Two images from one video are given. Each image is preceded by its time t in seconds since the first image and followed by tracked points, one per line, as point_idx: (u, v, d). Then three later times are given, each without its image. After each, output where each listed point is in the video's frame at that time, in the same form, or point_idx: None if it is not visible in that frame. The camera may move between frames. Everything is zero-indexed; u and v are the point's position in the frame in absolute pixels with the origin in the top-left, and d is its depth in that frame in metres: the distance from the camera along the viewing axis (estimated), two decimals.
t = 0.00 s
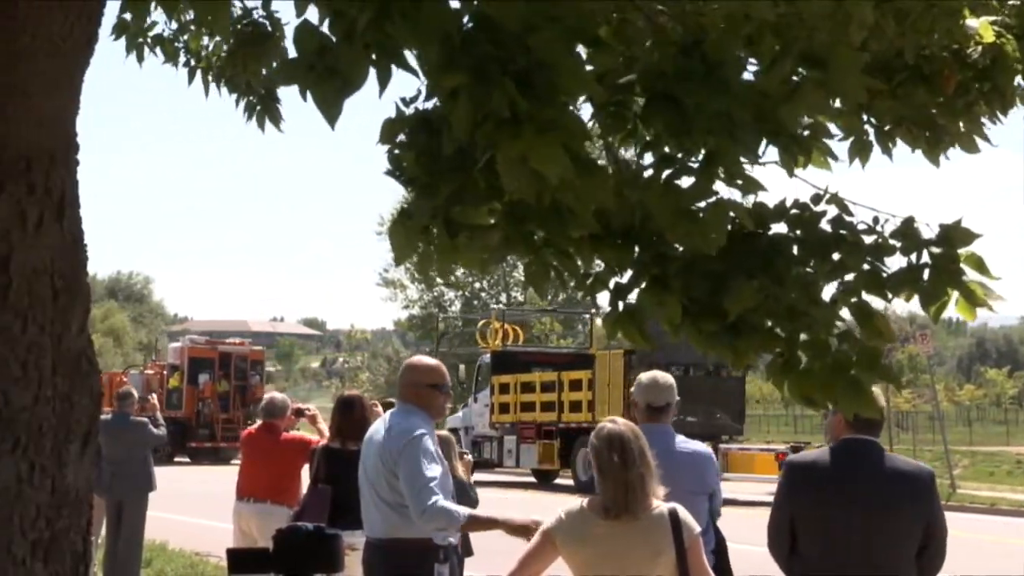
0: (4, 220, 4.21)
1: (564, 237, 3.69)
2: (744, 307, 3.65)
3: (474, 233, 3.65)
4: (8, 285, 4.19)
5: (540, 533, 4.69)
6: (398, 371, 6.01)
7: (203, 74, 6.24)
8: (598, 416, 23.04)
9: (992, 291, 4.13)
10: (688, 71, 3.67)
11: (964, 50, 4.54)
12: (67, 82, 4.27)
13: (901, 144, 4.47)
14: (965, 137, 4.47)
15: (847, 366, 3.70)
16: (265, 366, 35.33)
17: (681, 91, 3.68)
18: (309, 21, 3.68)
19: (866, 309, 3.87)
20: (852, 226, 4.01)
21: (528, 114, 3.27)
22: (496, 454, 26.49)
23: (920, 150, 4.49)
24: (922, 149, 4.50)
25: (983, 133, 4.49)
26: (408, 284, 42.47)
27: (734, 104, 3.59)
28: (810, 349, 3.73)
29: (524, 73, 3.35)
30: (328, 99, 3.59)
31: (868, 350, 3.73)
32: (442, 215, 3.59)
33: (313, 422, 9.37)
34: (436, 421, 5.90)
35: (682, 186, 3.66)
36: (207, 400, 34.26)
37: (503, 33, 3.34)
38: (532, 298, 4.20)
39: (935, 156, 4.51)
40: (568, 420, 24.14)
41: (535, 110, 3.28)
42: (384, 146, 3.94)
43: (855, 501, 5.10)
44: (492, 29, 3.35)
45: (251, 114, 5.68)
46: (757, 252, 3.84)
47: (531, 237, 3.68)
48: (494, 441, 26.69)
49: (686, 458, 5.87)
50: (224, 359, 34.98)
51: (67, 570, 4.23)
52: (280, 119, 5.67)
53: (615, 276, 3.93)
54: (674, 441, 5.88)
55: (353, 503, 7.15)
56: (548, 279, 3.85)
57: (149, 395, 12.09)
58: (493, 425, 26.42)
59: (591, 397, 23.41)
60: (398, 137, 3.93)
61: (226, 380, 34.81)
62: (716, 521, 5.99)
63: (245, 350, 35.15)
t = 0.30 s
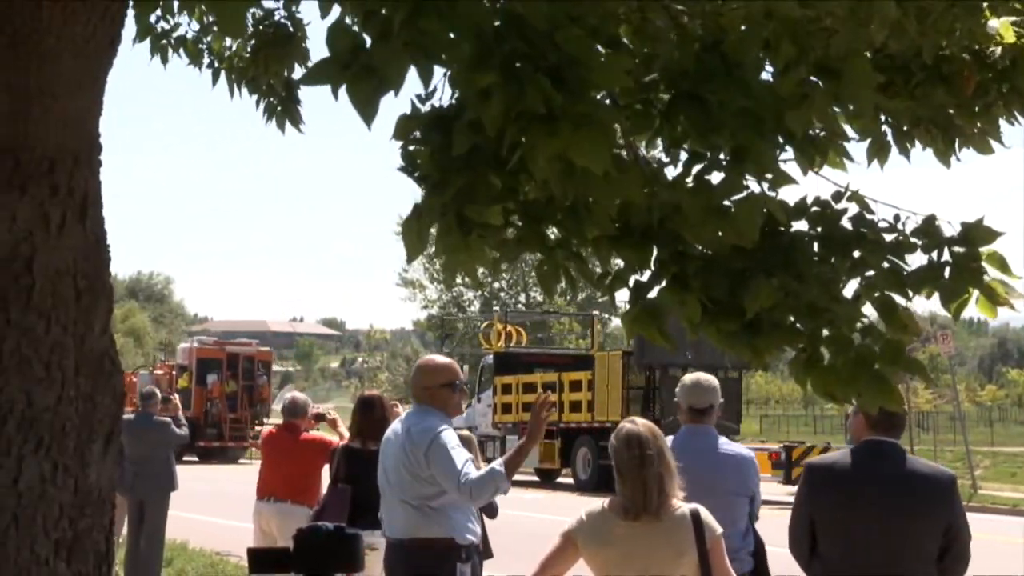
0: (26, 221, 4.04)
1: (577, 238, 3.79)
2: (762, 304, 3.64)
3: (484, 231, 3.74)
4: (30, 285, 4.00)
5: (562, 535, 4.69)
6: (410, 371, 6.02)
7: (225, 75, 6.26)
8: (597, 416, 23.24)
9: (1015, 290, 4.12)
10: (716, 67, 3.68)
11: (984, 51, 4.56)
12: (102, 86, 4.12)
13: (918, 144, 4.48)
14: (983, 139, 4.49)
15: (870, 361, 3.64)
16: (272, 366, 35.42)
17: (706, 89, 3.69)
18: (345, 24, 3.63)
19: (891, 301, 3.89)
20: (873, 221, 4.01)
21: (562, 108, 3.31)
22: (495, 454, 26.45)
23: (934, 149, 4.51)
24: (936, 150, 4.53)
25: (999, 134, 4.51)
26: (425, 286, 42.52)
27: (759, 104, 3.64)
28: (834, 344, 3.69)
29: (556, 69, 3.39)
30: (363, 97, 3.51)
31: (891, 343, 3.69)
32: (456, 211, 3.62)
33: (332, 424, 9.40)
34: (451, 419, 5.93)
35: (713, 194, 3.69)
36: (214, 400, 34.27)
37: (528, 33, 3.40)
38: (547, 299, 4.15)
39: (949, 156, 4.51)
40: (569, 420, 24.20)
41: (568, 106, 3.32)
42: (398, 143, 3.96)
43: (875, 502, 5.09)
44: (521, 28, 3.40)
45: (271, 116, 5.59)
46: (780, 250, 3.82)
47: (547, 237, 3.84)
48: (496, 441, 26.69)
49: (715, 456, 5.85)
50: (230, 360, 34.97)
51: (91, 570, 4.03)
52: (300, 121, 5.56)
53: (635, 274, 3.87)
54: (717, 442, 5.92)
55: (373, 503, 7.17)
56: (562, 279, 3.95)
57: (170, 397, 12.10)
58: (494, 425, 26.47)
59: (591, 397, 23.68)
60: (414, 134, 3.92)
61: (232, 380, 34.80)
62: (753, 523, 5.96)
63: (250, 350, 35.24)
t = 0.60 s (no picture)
0: (45, 223, 4.03)
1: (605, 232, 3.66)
2: (781, 307, 3.56)
3: (502, 230, 3.83)
4: (50, 286, 4.00)
5: (580, 535, 4.69)
6: (426, 371, 6.02)
7: (238, 76, 6.27)
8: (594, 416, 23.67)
9: None
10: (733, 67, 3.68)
11: (1002, 51, 4.55)
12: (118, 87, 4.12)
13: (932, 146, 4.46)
14: (1003, 141, 4.46)
15: (889, 365, 3.70)
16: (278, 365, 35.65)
17: (723, 89, 3.70)
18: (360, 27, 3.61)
19: (904, 311, 3.84)
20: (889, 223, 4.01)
21: (576, 108, 3.31)
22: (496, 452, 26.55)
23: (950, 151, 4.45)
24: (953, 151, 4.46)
25: (1018, 133, 4.47)
26: (442, 287, 42.59)
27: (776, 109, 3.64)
28: (851, 348, 3.72)
29: (572, 71, 3.38)
30: (372, 97, 3.49)
31: (910, 348, 3.74)
32: (467, 213, 3.73)
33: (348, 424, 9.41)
34: (469, 417, 5.95)
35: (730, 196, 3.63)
36: (219, 400, 34.26)
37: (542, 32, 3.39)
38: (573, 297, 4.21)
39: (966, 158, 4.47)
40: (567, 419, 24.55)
41: (582, 105, 3.31)
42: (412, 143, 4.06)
43: (892, 503, 5.07)
44: (536, 28, 3.40)
45: (287, 116, 5.67)
46: (800, 253, 3.80)
47: (573, 238, 3.73)
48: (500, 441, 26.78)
49: (752, 452, 5.83)
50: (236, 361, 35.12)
51: (111, 568, 4.03)
52: (316, 121, 5.65)
53: (656, 276, 3.88)
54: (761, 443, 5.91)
55: (390, 503, 7.18)
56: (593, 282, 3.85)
57: (189, 398, 12.14)
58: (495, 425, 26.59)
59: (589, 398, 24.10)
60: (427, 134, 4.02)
61: (239, 380, 35.01)
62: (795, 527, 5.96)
63: (257, 351, 35.46)
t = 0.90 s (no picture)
0: (66, 222, 3.53)
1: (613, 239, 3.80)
2: (791, 310, 3.61)
3: (519, 232, 3.83)
4: (70, 284, 3.51)
5: (597, 534, 4.68)
6: (446, 370, 6.03)
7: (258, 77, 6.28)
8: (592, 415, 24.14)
9: None
10: (752, 68, 3.66)
11: None
12: (141, 79, 3.65)
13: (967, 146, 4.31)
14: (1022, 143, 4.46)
15: (902, 370, 3.62)
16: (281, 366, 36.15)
17: (738, 90, 3.67)
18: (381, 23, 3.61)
19: (925, 310, 3.82)
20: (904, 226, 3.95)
21: (592, 110, 3.35)
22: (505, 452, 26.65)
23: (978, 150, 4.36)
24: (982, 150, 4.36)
25: None
26: (457, 287, 42.63)
27: (793, 114, 3.67)
28: (864, 353, 3.66)
29: (587, 71, 3.40)
30: (400, 86, 3.16)
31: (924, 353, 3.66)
32: (487, 214, 3.75)
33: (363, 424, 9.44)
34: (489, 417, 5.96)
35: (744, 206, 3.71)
36: (226, 401, 34.29)
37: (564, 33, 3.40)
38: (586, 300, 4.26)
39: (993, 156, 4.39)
40: (569, 420, 25.07)
41: (597, 107, 3.35)
42: (432, 144, 4.07)
43: (913, 504, 5.05)
44: (551, 29, 3.40)
45: (301, 117, 5.70)
46: (812, 257, 3.79)
47: (581, 239, 3.84)
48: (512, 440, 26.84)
49: (768, 457, 5.81)
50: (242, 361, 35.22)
51: (131, 571, 3.56)
52: (330, 122, 5.70)
53: (663, 278, 3.89)
54: (780, 446, 5.88)
55: (407, 503, 7.17)
56: (598, 284, 3.98)
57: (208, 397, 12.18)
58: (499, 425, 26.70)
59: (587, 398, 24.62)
60: (447, 137, 4.05)
61: (243, 381, 35.05)
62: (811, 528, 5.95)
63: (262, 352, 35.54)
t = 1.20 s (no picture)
0: (95, 222, 3.53)
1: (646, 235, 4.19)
2: (817, 308, 3.83)
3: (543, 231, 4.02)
4: (101, 286, 3.50)
5: (622, 535, 4.67)
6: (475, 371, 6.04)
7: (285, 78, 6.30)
8: (599, 416, 24.71)
9: None
10: (754, 72, 4.12)
11: None
12: (170, 81, 3.67)
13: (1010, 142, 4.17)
14: None
15: (923, 371, 3.76)
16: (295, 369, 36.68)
17: (756, 88, 4.11)
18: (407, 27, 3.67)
19: (943, 310, 3.96)
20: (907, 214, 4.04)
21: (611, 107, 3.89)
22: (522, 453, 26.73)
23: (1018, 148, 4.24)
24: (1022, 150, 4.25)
25: None
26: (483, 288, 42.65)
27: (788, 115, 4.11)
28: (886, 352, 3.80)
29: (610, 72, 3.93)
30: (430, 100, 3.58)
31: (945, 353, 3.80)
32: (509, 214, 3.92)
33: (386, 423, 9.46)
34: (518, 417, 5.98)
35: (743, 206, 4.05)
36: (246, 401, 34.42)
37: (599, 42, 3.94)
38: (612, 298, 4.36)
39: None
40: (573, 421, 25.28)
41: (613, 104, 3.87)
42: (454, 143, 4.09)
43: (939, 505, 5.03)
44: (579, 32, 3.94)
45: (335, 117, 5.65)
46: (833, 254, 4.05)
47: (612, 239, 4.15)
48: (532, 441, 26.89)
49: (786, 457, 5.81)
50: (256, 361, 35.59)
51: (159, 570, 3.55)
52: (365, 121, 5.51)
53: (690, 276, 4.15)
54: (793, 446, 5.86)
55: (432, 503, 7.18)
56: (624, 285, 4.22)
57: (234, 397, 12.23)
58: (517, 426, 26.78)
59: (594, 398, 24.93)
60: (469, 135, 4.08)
61: (258, 381, 35.50)
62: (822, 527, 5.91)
63: (276, 353, 36.04)
